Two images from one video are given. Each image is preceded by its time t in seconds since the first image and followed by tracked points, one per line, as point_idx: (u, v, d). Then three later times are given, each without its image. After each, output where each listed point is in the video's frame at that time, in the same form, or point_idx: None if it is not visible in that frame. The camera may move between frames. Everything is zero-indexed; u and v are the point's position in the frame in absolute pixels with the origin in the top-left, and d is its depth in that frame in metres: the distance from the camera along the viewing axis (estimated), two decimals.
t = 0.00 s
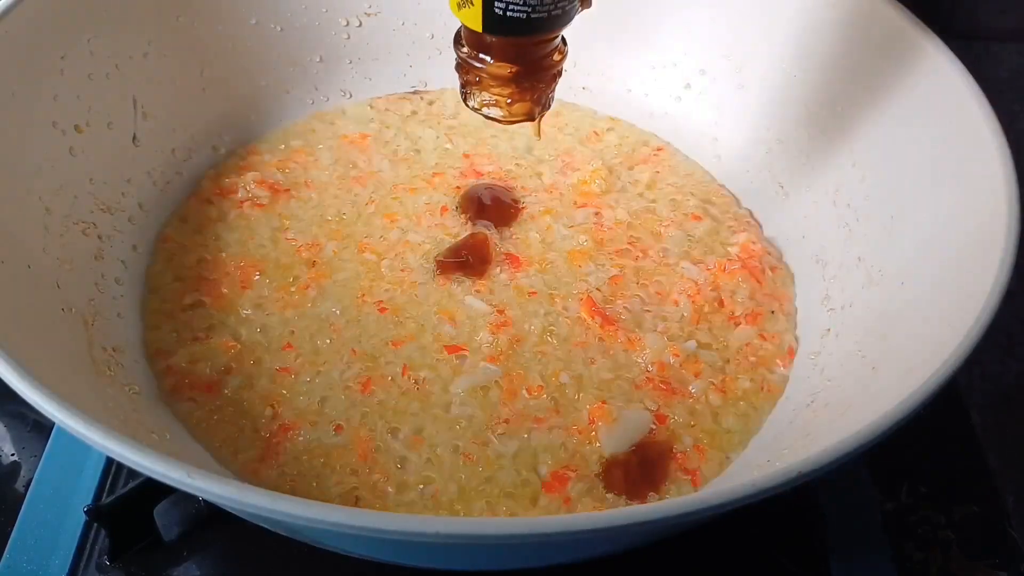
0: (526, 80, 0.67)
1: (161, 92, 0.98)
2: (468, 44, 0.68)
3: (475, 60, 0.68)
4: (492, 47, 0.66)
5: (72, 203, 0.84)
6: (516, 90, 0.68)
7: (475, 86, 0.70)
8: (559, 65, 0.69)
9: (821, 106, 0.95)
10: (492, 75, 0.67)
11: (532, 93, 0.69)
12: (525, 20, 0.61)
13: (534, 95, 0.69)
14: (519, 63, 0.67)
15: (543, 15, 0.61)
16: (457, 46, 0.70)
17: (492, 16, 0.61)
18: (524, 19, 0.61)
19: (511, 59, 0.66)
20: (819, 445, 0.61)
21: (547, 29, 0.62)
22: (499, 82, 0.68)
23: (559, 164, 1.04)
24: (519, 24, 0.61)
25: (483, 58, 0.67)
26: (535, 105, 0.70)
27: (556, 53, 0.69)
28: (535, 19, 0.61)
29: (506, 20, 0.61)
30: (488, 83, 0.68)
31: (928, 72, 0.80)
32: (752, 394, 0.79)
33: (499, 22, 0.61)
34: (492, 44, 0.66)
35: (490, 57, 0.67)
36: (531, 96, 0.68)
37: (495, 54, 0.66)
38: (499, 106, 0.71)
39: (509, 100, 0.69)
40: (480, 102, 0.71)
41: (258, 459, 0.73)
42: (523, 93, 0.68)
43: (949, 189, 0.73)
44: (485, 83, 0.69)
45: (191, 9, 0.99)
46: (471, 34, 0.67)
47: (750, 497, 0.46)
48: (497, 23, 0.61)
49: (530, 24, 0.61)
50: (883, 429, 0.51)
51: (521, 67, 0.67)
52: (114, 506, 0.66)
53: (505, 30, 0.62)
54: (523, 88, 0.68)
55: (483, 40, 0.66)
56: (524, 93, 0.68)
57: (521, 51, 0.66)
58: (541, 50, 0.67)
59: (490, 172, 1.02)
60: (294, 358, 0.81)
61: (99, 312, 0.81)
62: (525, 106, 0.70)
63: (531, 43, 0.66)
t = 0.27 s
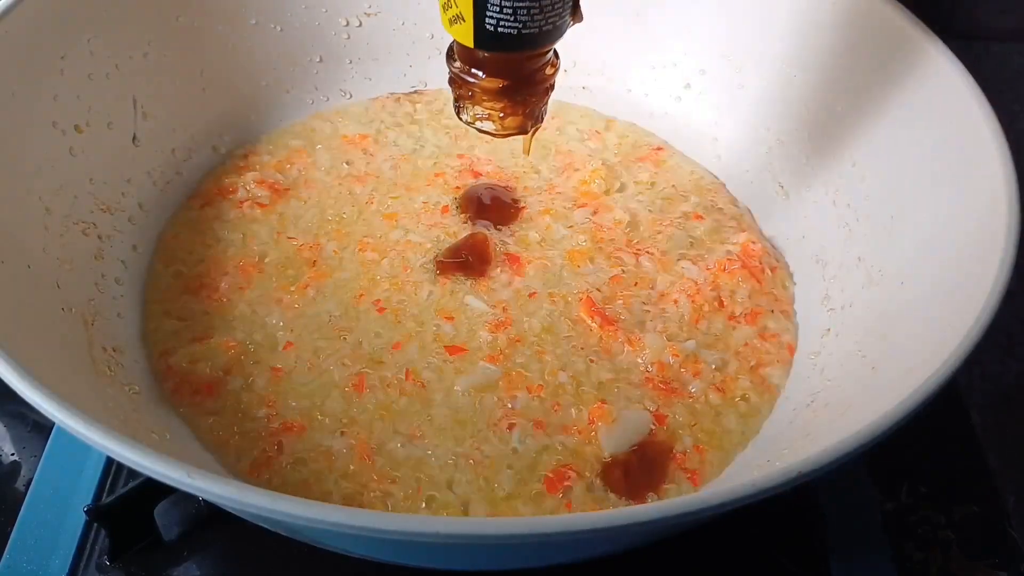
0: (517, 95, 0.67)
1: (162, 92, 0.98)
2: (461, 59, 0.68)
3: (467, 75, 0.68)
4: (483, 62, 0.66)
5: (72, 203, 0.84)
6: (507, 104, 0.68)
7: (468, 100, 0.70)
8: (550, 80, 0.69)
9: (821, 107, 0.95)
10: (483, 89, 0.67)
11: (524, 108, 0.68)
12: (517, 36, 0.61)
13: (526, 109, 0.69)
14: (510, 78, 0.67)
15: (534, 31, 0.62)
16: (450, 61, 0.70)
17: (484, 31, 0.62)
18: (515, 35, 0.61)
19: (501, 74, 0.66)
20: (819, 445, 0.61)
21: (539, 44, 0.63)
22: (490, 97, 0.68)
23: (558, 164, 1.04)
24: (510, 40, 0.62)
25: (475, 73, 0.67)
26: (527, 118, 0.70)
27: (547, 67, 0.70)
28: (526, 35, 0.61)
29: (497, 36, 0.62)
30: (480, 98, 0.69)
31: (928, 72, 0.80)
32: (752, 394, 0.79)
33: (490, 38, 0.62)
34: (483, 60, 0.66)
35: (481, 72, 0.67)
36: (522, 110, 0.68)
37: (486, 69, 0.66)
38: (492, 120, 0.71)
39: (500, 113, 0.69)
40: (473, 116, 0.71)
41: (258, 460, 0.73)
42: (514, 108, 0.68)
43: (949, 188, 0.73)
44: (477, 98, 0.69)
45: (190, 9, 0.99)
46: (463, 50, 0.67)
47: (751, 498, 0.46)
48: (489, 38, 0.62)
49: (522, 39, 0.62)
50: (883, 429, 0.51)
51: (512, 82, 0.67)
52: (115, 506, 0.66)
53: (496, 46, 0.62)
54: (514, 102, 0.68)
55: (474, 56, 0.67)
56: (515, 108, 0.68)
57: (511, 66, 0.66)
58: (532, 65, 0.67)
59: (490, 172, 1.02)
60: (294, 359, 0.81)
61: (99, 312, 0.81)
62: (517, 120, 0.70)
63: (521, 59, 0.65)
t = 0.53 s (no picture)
0: (508, 95, 0.67)
1: (161, 92, 0.98)
2: (452, 60, 0.69)
3: (459, 76, 0.68)
4: (475, 62, 0.67)
5: (72, 203, 0.84)
6: (498, 105, 0.68)
7: (459, 102, 0.70)
8: (542, 81, 0.69)
9: (821, 107, 0.95)
10: (475, 90, 0.67)
11: (515, 109, 0.68)
12: (508, 36, 0.61)
13: (518, 111, 0.69)
14: (501, 77, 0.67)
15: (525, 31, 0.62)
16: (442, 62, 0.71)
17: (475, 31, 0.62)
18: (506, 35, 0.61)
19: (493, 74, 0.67)
20: (819, 445, 0.61)
21: (530, 44, 0.63)
22: (482, 97, 0.68)
23: (558, 164, 1.04)
24: (501, 40, 0.61)
25: (466, 73, 0.68)
26: (519, 121, 0.69)
27: (539, 68, 0.70)
28: (517, 35, 0.61)
29: (488, 36, 0.62)
30: (471, 99, 0.69)
31: (928, 72, 0.79)
32: (752, 394, 0.79)
33: (481, 38, 0.62)
34: (475, 59, 0.66)
35: (473, 72, 0.67)
36: (514, 110, 0.68)
37: (477, 69, 0.67)
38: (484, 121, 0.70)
39: (492, 114, 0.68)
40: (464, 117, 0.71)
41: (259, 460, 0.73)
42: (506, 109, 0.68)
43: (949, 189, 0.73)
44: (469, 98, 0.69)
45: (190, 9, 0.99)
46: (454, 50, 0.68)
47: (751, 497, 0.46)
48: (479, 38, 0.62)
49: (512, 40, 0.62)
50: (883, 429, 0.51)
51: (503, 82, 0.67)
52: (115, 506, 0.66)
53: (487, 46, 0.62)
54: (506, 103, 0.68)
55: (466, 55, 0.67)
56: (506, 109, 0.68)
57: (503, 66, 0.66)
58: (524, 65, 0.67)
59: (489, 172, 1.02)
60: (294, 359, 0.81)
61: (99, 312, 0.81)
62: (508, 121, 0.69)
63: (513, 59, 0.66)
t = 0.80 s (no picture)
0: (505, 95, 0.67)
1: (161, 92, 0.98)
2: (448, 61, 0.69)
3: (455, 77, 0.68)
4: (471, 63, 0.67)
5: (72, 203, 0.84)
6: (495, 105, 0.68)
7: (455, 103, 0.70)
8: (539, 81, 0.69)
9: (821, 107, 0.95)
10: (471, 90, 0.67)
11: (512, 109, 0.68)
12: (504, 36, 0.61)
13: (515, 111, 0.68)
14: (498, 77, 0.67)
15: (522, 31, 0.62)
16: (437, 64, 0.70)
17: (471, 31, 0.62)
18: (502, 36, 0.61)
19: (490, 74, 0.67)
20: (819, 445, 0.61)
21: (527, 44, 0.63)
22: (478, 98, 0.68)
23: (558, 164, 1.04)
24: (497, 40, 0.62)
25: (463, 74, 0.68)
26: (516, 121, 0.69)
27: (536, 67, 0.70)
28: (513, 35, 0.61)
29: (484, 36, 0.62)
30: (468, 100, 0.69)
31: (929, 72, 0.79)
32: (752, 393, 0.79)
33: (477, 38, 0.62)
34: (471, 59, 0.66)
35: (469, 73, 0.67)
36: (512, 111, 0.68)
37: (474, 69, 0.67)
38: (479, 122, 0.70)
39: (489, 115, 0.68)
40: (459, 118, 0.70)
41: (259, 460, 0.73)
42: (502, 109, 0.68)
43: (948, 189, 0.73)
44: (465, 99, 0.69)
45: (190, 9, 0.99)
46: (450, 51, 0.67)
47: (751, 497, 0.46)
48: (476, 38, 0.62)
49: (509, 40, 0.62)
50: (883, 429, 0.51)
51: (500, 82, 0.67)
52: (115, 506, 0.66)
53: (483, 46, 0.62)
54: (502, 103, 0.68)
55: (461, 56, 0.67)
56: (503, 109, 0.68)
57: (500, 66, 0.66)
58: (521, 65, 0.67)
59: (489, 171, 1.02)
60: (294, 359, 0.81)
61: (99, 312, 0.81)
62: (505, 121, 0.69)
63: (511, 60, 0.66)
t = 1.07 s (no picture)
0: (506, 103, 0.68)
1: (162, 92, 0.98)
2: (450, 69, 0.70)
3: (457, 84, 0.69)
4: (472, 71, 0.68)
5: (72, 203, 0.84)
6: (496, 112, 0.68)
7: (457, 111, 0.70)
8: (540, 89, 0.70)
9: (821, 107, 0.95)
10: (473, 97, 0.68)
11: (514, 117, 0.69)
12: (505, 44, 0.61)
13: (516, 119, 0.69)
14: (499, 84, 0.67)
15: (523, 39, 0.62)
16: (440, 72, 0.71)
17: (472, 39, 0.62)
18: (504, 44, 0.62)
19: (491, 82, 0.67)
20: (819, 445, 0.61)
21: (528, 52, 0.63)
22: (480, 105, 0.68)
23: (558, 164, 1.04)
24: (499, 48, 0.62)
25: (464, 82, 0.68)
26: (518, 129, 0.69)
27: (538, 76, 0.70)
28: (515, 43, 0.62)
29: (485, 44, 0.62)
30: (469, 108, 0.69)
31: (928, 72, 0.79)
32: (752, 393, 0.79)
33: (479, 46, 0.62)
34: (473, 67, 0.67)
35: (470, 80, 0.68)
36: (513, 119, 0.68)
37: (475, 77, 0.68)
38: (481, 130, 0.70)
39: (490, 122, 0.69)
40: (461, 126, 0.70)
41: (259, 460, 0.73)
42: (504, 117, 0.68)
43: (948, 189, 0.73)
44: (467, 107, 0.69)
45: (190, 9, 0.99)
46: (452, 58, 0.69)
47: (751, 497, 0.46)
48: (477, 46, 0.62)
49: (510, 48, 0.62)
50: (883, 429, 0.51)
51: (501, 90, 0.67)
52: (115, 506, 0.66)
53: (484, 54, 0.62)
54: (504, 111, 0.68)
55: (463, 63, 0.68)
56: (505, 116, 0.68)
57: (501, 74, 0.67)
58: (522, 74, 0.68)
59: (488, 171, 1.02)
60: (294, 359, 0.81)
61: (99, 312, 0.81)
62: (506, 129, 0.69)
63: (512, 67, 0.67)
